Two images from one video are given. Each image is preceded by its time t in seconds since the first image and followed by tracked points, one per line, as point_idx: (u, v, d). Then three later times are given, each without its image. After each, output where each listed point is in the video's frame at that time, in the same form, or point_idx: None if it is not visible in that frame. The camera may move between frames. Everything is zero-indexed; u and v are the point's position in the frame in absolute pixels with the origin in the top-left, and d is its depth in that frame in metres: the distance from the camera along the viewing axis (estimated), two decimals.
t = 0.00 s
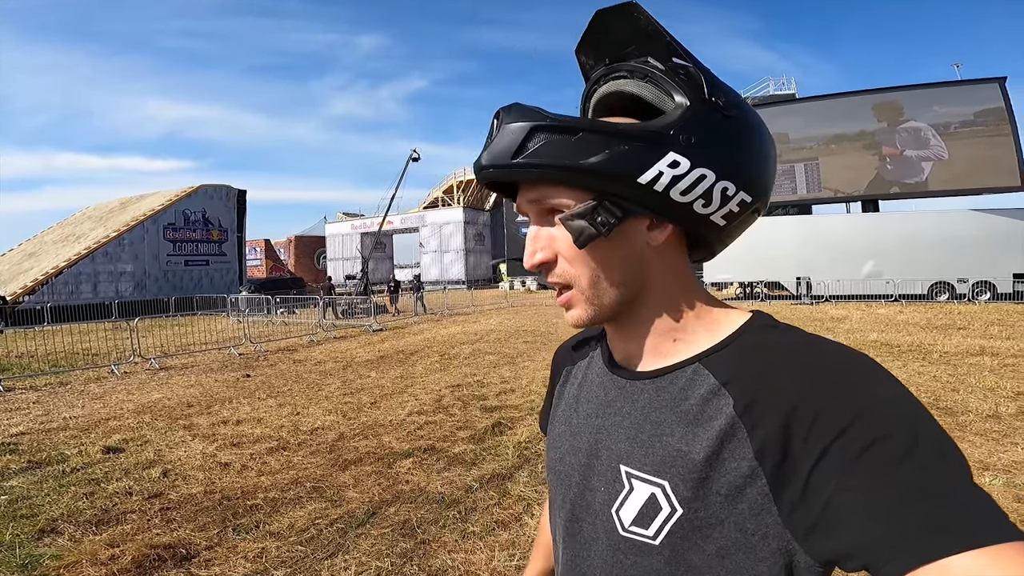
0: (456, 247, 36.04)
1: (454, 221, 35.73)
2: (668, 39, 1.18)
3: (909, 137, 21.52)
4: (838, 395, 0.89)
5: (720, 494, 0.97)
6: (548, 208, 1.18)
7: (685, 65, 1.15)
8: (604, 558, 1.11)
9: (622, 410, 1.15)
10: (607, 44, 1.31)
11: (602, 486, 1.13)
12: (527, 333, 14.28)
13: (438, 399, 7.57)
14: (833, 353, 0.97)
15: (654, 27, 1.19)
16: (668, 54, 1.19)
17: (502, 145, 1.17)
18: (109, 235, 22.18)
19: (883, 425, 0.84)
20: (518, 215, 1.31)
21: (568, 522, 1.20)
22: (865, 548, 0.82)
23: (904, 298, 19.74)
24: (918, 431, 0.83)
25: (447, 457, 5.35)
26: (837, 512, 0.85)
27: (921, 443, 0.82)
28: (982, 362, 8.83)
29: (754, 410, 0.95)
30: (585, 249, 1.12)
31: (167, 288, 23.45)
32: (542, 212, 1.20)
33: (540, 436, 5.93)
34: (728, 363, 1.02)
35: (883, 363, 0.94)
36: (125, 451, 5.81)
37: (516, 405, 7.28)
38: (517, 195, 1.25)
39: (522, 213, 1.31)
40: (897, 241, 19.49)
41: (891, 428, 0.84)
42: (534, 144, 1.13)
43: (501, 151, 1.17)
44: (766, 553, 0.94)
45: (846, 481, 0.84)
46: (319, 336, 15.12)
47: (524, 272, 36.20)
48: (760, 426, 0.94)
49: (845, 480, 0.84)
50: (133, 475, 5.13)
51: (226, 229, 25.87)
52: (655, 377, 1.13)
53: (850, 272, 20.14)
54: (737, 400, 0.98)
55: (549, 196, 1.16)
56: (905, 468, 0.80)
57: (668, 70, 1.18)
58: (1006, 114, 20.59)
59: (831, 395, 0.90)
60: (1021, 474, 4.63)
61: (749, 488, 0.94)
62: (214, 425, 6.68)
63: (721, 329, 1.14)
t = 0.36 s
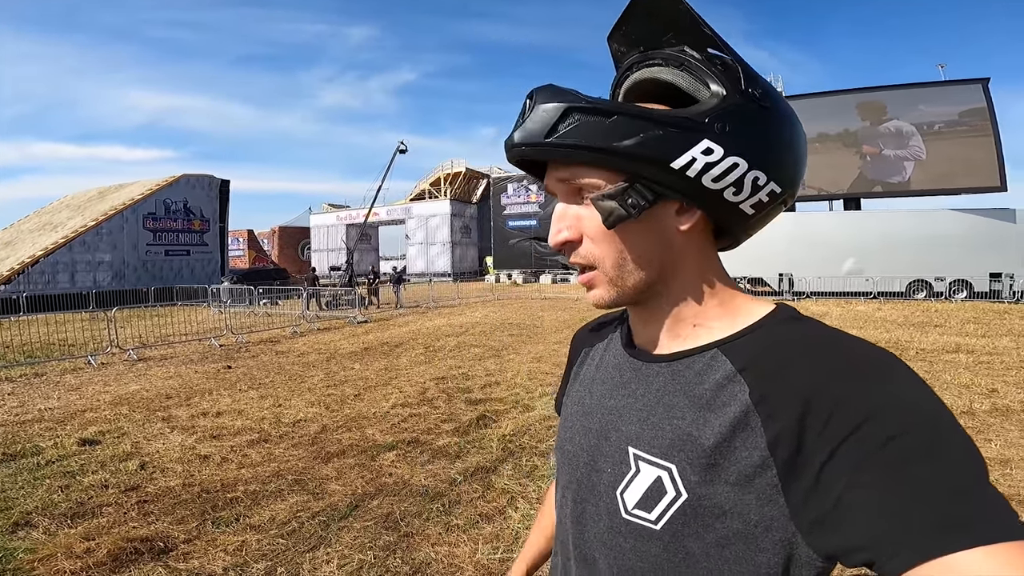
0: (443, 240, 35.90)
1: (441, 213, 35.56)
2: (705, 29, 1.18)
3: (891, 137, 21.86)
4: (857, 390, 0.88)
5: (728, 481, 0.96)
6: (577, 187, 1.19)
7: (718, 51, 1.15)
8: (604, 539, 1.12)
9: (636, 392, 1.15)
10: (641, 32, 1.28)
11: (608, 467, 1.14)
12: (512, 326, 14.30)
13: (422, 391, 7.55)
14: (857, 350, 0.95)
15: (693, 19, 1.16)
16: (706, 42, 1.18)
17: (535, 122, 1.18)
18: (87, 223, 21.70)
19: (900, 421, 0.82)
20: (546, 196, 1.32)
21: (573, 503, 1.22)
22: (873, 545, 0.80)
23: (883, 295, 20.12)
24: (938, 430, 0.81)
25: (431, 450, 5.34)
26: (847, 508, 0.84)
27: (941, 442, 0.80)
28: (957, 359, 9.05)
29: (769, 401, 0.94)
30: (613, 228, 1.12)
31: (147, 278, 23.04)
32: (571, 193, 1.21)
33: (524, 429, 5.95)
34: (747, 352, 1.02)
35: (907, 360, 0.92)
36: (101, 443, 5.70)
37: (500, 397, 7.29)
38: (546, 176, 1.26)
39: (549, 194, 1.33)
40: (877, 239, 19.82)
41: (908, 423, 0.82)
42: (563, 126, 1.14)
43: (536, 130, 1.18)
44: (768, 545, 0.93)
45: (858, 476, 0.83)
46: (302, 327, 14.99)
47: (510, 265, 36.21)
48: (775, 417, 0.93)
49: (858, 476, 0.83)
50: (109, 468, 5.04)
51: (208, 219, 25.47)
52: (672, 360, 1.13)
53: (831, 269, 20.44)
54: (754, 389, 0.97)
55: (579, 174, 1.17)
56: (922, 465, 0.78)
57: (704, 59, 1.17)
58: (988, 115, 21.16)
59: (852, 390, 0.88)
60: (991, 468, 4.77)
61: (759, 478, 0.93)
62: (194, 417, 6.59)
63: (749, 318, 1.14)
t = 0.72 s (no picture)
0: (435, 237, 35.81)
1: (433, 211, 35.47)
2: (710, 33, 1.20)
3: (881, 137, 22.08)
4: (849, 391, 0.89)
5: (717, 479, 0.96)
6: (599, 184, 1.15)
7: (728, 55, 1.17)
8: (589, 535, 1.13)
9: (624, 386, 1.15)
10: (640, 22, 1.29)
11: (593, 463, 1.14)
12: (503, 324, 14.30)
13: (413, 389, 7.53)
14: (849, 351, 0.96)
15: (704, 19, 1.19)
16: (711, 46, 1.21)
17: (568, 107, 1.13)
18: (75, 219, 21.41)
19: (891, 422, 0.83)
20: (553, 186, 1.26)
21: (558, 501, 1.22)
22: (865, 546, 0.81)
23: (871, 294, 20.33)
24: (928, 431, 0.82)
25: (421, 448, 5.34)
26: (837, 508, 0.84)
27: (932, 446, 0.81)
28: (944, 358, 9.16)
29: (760, 400, 0.94)
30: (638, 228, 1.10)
31: (135, 275, 22.80)
32: (589, 188, 1.17)
33: (514, 428, 5.95)
34: (738, 350, 1.02)
35: (896, 362, 0.94)
36: (86, 441, 5.64)
37: (491, 395, 7.29)
38: (561, 167, 1.20)
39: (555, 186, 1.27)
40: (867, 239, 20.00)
41: (899, 424, 0.83)
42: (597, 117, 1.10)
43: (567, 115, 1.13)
44: (751, 543, 0.94)
45: (849, 476, 0.83)
46: (293, 324, 14.90)
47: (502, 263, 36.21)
48: (766, 416, 0.93)
49: (849, 476, 0.83)
50: (94, 466, 4.98)
51: (197, 215, 25.23)
52: (662, 356, 1.13)
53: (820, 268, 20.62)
54: (744, 388, 0.97)
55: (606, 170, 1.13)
56: (916, 466, 0.79)
57: (715, 59, 1.18)
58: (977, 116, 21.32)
59: (842, 390, 0.89)
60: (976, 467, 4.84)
61: (747, 476, 0.93)
62: (181, 415, 6.53)
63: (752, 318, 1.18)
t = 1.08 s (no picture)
0: (434, 238, 35.82)
1: (432, 211, 35.47)
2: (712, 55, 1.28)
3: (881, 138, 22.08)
4: (840, 414, 0.89)
5: (712, 504, 0.96)
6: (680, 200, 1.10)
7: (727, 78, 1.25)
8: (586, 561, 1.12)
9: (616, 413, 1.15)
10: (664, 44, 1.35)
11: (589, 490, 1.14)
12: (502, 325, 14.30)
13: (412, 392, 7.52)
14: (839, 372, 0.97)
15: (707, 39, 1.29)
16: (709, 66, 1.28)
17: (680, 115, 1.11)
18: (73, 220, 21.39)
19: (881, 444, 0.83)
20: (606, 192, 1.16)
21: (555, 527, 1.22)
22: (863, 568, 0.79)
23: (870, 295, 20.33)
24: (919, 450, 0.82)
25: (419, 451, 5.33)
26: (830, 527, 0.83)
27: (928, 465, 0.80)
28: (942, 359, 9.15)
29: (754, 425, 0.94)
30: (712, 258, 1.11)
31: (133, 275, 22.77)
32: (665, 203, 1.10)
33: (513, 431, 5.95)
34: (730, 375, 1.02)
35: (883, 381, 0.94)
36: (84, 444, 5.63)
37: (490, 398, 7.29)
38: (632, 173, 1.12)
39: (606, 191, 1.16)
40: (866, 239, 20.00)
41: (889, 447, 0.82)
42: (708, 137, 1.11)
43: (676, 122, 1.10)
44: (750, 567, 0.93)
45: (843, 497, 0.83)
46: (291, 326, 14.89)
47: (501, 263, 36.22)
48: (758, 439, 0.93)
49: (841, 498, 0.83)
50: (91, 469, 4.97)
51: (196, 216, 25.21)
52: (657, 382, 1.13)
53: (819, 269, 20.62)
54: (737, 411, 0.97)
55: (694, 188, 1.10)
56: (913, 487, 0.78)
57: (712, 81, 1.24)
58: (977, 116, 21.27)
59: (834, 412, 0.89)
60: (975, 471, 4.84)
61: (741, 500, 0.93)
62: (179, 417, 6.52)
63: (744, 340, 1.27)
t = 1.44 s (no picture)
0: (433, 237, 35.79)
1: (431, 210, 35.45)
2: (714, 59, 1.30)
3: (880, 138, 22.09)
4: (838, 417, 0.91)
5: (719, 507, 0.95)
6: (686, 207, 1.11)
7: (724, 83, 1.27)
8: (591, 567, 1.09)
9: (621, 420, 1.15)
10: (662, 43, 1.36)
11: (594, 496, 1.12)
12: (501, 324, 14.31)
13: (411, 391, 7.52)
14: (837, 371, 0.99)
15: (707, 44, 1.31)
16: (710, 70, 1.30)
17: (689, 121, 1.13)
18: (72, 219, 21.33)
19: (882, 445, 0.85)
20: (612, 197, 1.16)
21: (558, 534, 1.19)
22: (865, 567, 0.80)
23: (868, 294, 20.37)
24: (915, 450, 0.84)
25: (420, 451, 5.34)
26: (831, 527, 0.84)
27: (926, 465, 0.82)
28: (941, 359, 9.18)
29: (759, 427, 0.95)
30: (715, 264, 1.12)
31: (132, 275, 22.72)
32: (670, 210, 1.11)
33: (513, 430, 5.95)
34: (735, 378, 1.03)
35: (879, 382, 0.96)
36: (84, 444, 5.62)
37: (489, 396, 7.29)
38: (638, 179, 1.13)
39: (610, 196, 1.17)
40: (864, 239, 20.03)
41: (887, 448, 0.84)
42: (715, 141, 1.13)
43: (686, 128, 1.12)
44: (759, 567, 0.92)
45: (843, 499, 0.85)
46: (290, 325, 14.87)
47: (500, 262, 36.22)
48: (763, 444, 0.94)
49: (840, 501, 0.85)
50: (91, 469, 4.97)
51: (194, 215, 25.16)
52: (663, 386, 1.14)
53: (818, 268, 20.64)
54: (741, 414, 0.99)
55: (700, 194, 1.11)
56: (909, 486, 0.80)
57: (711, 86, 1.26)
58: (976, 116, 21.29)
59: (834, 416, 0.91)
60: (974, 471, 4.85)
61: (745, 502, 0.93)
62: (178, 417, 6.52)
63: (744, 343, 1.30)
